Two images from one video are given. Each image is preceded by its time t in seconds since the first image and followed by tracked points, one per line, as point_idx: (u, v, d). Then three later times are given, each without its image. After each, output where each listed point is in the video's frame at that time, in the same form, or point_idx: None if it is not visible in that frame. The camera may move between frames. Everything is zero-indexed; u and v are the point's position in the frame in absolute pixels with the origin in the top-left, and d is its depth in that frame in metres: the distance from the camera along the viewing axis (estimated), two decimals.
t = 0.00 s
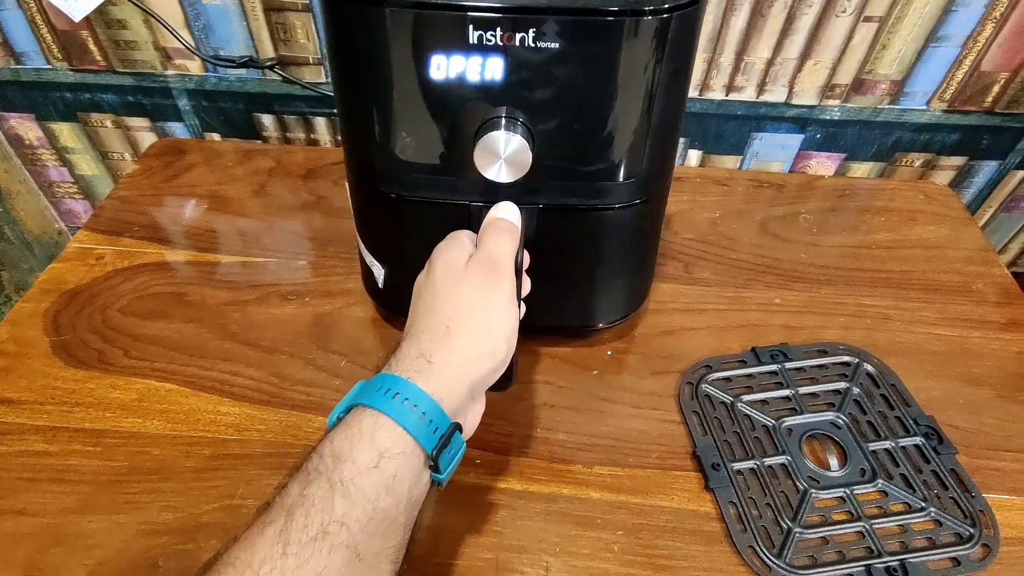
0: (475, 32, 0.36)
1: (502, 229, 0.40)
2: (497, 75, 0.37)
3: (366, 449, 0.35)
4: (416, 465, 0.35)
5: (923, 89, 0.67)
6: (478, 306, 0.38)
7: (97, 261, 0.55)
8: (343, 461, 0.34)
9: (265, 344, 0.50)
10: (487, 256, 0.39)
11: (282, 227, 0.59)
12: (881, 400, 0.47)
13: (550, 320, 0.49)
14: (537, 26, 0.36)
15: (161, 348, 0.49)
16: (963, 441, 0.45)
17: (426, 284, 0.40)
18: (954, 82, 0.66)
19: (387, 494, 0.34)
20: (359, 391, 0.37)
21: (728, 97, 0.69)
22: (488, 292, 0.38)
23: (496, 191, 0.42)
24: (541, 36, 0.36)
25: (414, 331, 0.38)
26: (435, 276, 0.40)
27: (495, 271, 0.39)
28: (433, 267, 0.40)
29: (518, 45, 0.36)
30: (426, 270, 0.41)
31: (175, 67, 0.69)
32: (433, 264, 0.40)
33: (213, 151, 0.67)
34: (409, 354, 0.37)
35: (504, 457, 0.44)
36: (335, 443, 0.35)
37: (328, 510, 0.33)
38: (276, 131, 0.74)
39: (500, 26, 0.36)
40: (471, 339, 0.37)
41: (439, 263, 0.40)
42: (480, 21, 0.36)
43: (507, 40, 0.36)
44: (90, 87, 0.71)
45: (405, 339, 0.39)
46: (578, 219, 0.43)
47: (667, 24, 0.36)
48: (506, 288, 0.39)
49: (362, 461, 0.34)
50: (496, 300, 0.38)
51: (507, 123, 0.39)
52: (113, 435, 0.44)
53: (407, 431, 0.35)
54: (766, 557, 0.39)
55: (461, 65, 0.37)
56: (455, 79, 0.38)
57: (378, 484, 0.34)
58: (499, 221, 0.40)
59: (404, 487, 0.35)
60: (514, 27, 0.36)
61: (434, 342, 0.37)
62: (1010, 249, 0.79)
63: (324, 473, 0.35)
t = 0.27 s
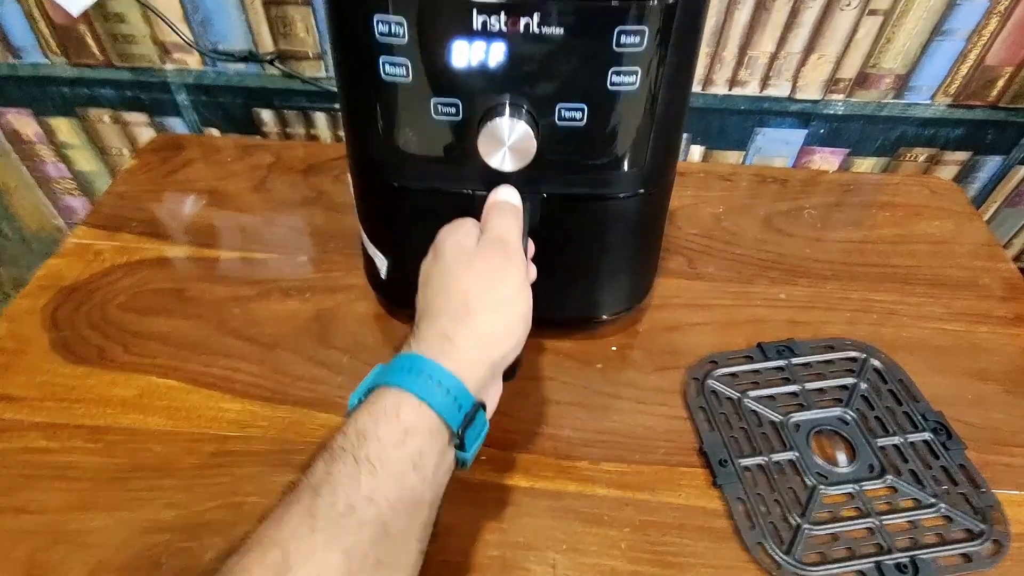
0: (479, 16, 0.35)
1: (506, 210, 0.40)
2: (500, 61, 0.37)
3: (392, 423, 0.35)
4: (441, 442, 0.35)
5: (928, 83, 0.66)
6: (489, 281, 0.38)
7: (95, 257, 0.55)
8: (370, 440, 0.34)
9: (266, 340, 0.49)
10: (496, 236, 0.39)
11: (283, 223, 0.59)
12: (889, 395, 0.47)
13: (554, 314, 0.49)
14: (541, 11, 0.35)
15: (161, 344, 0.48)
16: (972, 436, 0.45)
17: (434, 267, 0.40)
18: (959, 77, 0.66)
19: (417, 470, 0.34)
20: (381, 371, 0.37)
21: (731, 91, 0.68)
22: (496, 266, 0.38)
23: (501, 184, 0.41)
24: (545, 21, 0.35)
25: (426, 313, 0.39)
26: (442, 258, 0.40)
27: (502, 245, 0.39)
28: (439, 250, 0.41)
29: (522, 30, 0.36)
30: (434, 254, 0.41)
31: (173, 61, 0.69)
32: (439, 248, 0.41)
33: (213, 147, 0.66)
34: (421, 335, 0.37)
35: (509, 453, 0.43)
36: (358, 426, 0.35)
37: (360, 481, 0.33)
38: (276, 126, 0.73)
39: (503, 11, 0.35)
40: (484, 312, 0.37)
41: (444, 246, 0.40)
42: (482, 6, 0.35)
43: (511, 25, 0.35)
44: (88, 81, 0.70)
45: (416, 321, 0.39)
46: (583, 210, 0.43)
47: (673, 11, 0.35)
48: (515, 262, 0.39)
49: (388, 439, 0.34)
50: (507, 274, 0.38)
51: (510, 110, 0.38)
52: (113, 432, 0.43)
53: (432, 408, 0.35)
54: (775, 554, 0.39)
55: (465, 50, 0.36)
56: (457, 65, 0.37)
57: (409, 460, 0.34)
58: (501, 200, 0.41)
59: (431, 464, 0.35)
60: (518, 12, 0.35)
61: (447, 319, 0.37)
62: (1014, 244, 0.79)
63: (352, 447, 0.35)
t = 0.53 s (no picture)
0: (493, 17, 0.36)
1: (517, 201, 0.41)
2: (513, 61, 0.38)
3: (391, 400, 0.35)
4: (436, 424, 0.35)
5: (923, 82, 0.68)
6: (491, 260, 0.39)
7: (107, 254, 0.56)
8: (366, 416, 0.34)
9: (277, 334, 0.50)
10: (503, 223, 0.40)
11: (292, 220, 0.60)
12: (888, 385, 0.48)
13: (559, 308, 0.50)
14: (552, 11, 0.36)
15: (173, 338, 0.49)
16: (969, 425, 0.46)
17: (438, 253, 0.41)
18: (954, 75, 0.67)
19: (410, 452, 0.34)
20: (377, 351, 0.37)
21: (731, 90, 0.69)
22: (501, 247, 0.40)
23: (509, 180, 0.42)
24: (557, 21, 0.36)
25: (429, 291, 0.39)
26: (447, 243, 0.41)
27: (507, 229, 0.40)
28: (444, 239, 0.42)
29: (535, 30, 0.37)
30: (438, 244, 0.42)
31: (181, 61, 0.70)
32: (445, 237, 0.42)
33: (220, 146, 0.67)
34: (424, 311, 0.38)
35: (517, 443, 0.44)
36: (355, 400, 0.35)
37: (359, 456, 0.33)
38: (281, 125, 0.74)
39: (516, 12, 0.36)
40: (486, 290, 0.38)
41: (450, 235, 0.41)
42: (496, 7, 0.36)
43: (524, 26, 0.37)
44: (95, 81, 0.71)
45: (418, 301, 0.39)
46: (590, 205, 0.44)
47: (680, 12, 0.37)
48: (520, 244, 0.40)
49: (385, 416, 0.34)
50: (510, 253, 0.39)
51: (521, 109, 0.39)
52: (128, 424, 0.44)
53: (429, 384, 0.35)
54: (778, 539, 0.40)
55: (479, 50, 0.38)
56: (471, 64, 0.38)
57: (400, 441, 0.34)
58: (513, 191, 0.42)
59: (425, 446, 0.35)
60: (531, 13, 0.36)
61: (451, 297, 0.38)
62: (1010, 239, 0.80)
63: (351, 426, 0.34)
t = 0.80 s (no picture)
0: (468, 77, 0.37)
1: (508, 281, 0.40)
2: (488, 117, 0.39)
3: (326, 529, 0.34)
4: (434, 462, 0.34)
5: (888, 116, 0.70)
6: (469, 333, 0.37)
7: (91, 300, 0.56)
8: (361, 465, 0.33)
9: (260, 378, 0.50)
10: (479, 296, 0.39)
11: (274, 261, 0.60)
12: (862, 418, 0.49)
13: (540, 346, 0.50)
14: (525, 69, 0.37)
15: (156, 386, 0.49)
16: (941, 456, 0.47)
17: (387, 273, 0.37)
18: (916, 110, 0.69)
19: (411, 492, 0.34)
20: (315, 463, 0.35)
21: (704, 125, 0.71)
22: (483, 322, 0.37)
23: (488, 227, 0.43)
24: (530, 79, 0.38)
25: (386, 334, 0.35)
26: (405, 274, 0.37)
27: (489, 303, 0.38)
28: (390, 251, 0.37)
29: (509, 88, 0.38)
30: (377, 246, 0.38)
31: (167, 106, 0.71)
32: (388, 245, 0.38)
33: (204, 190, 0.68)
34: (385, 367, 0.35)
35: (500, 484, 0.45)
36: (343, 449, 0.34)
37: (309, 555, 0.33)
38: (265, 167, 0.75)
39: (491, 72, 0.37)
40: (466, 367, 0.36)
41: (398, 249, 0.38)
42: (471, 67, 0.37)
43: (499, 84, 0.38)
44: (80, 128, 0.72)
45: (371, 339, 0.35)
46: (568, 253, 0.45)
47: (648, 72, 0.38)
48: (505, 323, 0.38)
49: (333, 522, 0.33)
50: (492, 328, 0.37)
51: (496, 165, 0.40)
52: (111, 476, 0.44)
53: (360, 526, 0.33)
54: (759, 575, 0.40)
55: (456, 108, 0.39)
56: (449, 121, 0.39)
57: (400, 488, 0.33)
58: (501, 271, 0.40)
59: (425, 480, 0.34)
60: (505, 72, 0.37)
61: (420, 366, 0.34)
62: (977, 266, 0.81)
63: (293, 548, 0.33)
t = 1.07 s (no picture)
0: (466, 123, 0.38)
1: (527, 361, 0.41)
2: (486, 162, 0.39)
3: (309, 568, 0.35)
4: (427, 504, 0.38)
5: (883, 145, 0.71)
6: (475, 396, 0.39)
7: (91, 340, 0.55)
8: (364, 496, 0.36)
9: (262, 417, 0.50)
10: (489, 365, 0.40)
11: (275, 296, 0.60)
12: (869, 449, 0.49)
13: (543, 382, 0.50)
14: (522, 117, 0.38)
15: (156, 426, 0.49)
16: (950, 487, 0.47)
17: (416, 310, 0.37)
18: (910, 138, 0.70)
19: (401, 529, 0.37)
20: (308, 504, 0.36)
21: (701, 156, 0.72)
22: (493, 391, 0.39)
23: (489, 262, 0.43)
24: (527, 126, 0.38)
25: (401, 376, 0.37)
26: (433, 318, 0.38)
27: (505, 370, 0.40)
28: (428, 286, 0.38)
29: (506, 134, 0.39)
30: (416, 276, 0.38)
31: (170, 145, 0.71)
32: (430, 276, 0.38)
33: (205, 225, 0.68)
34: (397, 408, 0.37)
35: (505, 523, 0.44)
36: (347, 475, 0.37)
37: None
38: (266, 201, 0.76)
39: (488, 119, 0.38)
40: (466, 430, 0.38)
41: (436, 282, 0.38)
42: (469, 114, 0.38)
43: (497, 130, 0.38)
44: (84, 166, 0.73)
45: (387, 375, 0.37)
46: (568, 288, 0.45)
47: (643, 114, 0.38)
48: (513, 392, 0.40)
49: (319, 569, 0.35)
50: (498, 400, 0.40)
51: (496, 203, 0.41)
52: (110, 520, 0.43)
53: None
54: None
55: (456, 153, 0.39)
56: (450, 166, 0.40)
57: (393, 525, 0.37)
58: (528, 344, 0.41)
59: (416, 520, 0.38)
60: (501, 119, 0.38)
61: (428, 420, 0.37)
62: (978, 291, 0.83)
63: None
